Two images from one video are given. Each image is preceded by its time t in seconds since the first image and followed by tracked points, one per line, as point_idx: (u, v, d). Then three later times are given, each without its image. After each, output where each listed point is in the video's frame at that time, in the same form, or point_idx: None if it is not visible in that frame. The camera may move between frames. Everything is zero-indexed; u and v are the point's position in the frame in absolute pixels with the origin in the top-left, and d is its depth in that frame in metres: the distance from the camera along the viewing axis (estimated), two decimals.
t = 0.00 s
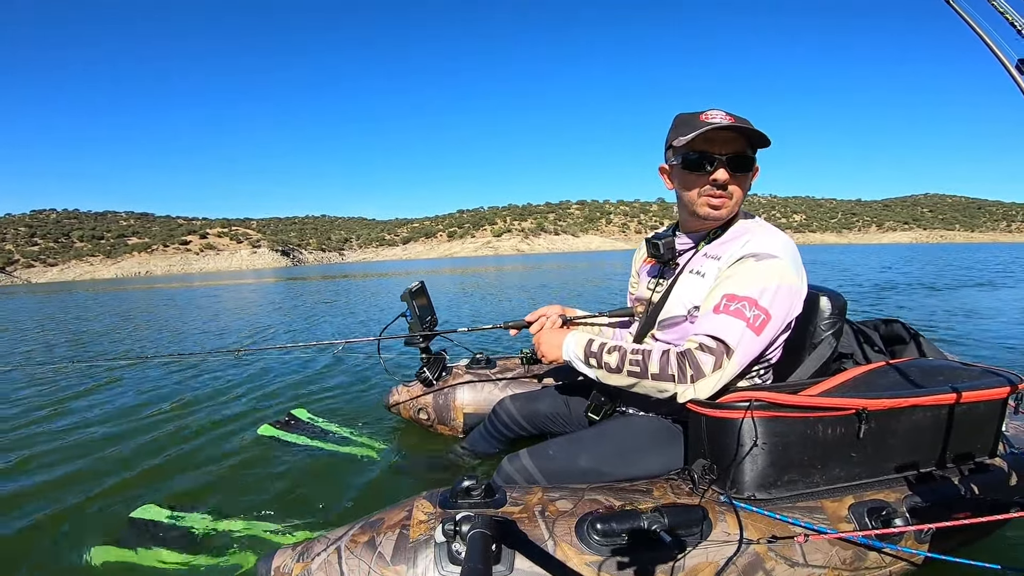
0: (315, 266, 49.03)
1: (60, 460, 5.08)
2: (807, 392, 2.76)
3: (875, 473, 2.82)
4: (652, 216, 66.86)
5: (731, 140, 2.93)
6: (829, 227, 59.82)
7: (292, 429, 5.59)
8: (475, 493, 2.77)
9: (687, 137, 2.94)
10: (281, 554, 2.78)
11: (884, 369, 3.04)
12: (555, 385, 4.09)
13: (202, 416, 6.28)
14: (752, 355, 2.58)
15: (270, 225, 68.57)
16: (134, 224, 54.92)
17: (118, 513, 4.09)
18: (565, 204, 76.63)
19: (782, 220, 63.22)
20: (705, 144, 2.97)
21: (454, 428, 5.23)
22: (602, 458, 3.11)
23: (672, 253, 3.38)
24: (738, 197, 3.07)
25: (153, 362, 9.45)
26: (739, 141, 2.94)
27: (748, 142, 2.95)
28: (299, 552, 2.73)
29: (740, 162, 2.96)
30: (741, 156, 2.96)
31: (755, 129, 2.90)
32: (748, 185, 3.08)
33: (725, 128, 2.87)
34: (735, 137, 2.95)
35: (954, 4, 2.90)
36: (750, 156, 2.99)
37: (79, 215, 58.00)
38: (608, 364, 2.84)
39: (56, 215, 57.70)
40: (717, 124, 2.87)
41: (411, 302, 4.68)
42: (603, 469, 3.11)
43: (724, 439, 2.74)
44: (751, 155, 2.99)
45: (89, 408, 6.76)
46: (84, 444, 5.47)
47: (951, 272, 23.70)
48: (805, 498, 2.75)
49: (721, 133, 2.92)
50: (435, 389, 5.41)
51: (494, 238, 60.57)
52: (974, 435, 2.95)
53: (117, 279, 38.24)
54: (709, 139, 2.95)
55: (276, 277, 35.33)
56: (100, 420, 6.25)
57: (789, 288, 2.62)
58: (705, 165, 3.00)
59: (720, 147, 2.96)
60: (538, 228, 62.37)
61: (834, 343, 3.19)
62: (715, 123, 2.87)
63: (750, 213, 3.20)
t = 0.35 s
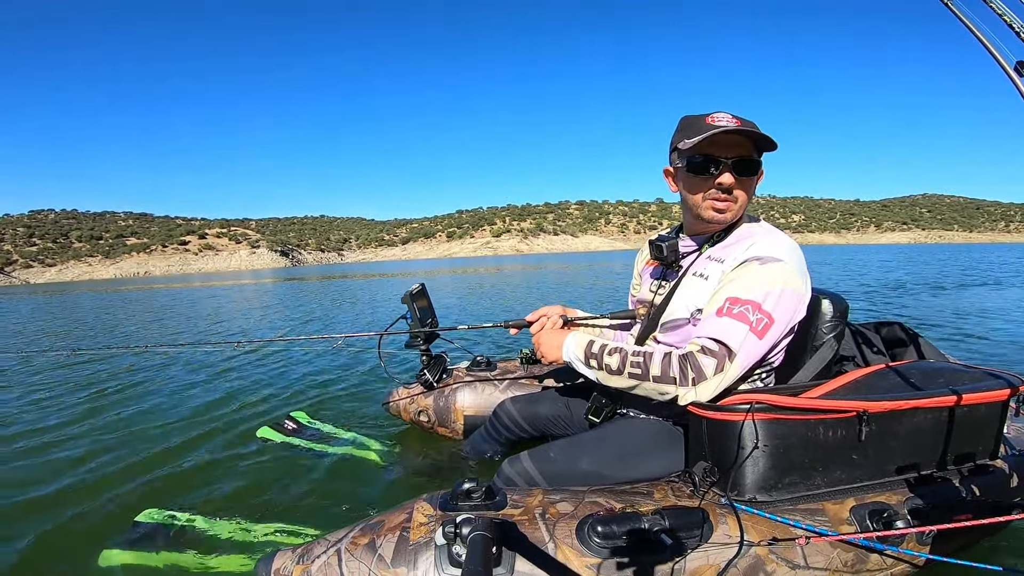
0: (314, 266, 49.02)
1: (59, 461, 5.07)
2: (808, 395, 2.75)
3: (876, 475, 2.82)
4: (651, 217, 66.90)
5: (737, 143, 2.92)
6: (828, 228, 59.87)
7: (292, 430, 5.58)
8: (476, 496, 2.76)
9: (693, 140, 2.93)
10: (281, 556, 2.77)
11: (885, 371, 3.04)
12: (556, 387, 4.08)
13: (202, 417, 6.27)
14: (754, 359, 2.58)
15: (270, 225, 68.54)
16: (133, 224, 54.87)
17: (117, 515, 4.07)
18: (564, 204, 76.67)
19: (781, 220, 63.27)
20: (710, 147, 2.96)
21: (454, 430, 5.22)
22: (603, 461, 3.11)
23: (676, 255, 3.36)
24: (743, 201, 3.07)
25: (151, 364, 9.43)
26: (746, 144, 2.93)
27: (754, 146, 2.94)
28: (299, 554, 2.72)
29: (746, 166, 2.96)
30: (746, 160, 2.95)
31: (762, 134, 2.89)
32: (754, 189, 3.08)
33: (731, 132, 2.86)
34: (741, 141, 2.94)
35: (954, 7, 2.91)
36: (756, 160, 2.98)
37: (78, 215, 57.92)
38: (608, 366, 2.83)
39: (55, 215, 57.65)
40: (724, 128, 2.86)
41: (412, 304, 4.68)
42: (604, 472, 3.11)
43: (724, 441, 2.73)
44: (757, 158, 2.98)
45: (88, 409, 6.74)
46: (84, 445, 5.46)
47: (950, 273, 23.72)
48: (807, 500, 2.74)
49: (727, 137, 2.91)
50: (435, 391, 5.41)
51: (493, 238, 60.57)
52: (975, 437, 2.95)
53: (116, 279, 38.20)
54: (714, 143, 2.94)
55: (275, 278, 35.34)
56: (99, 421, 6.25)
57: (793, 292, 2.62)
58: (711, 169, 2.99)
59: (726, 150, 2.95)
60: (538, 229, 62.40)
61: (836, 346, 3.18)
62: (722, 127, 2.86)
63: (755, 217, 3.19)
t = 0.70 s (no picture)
0: (314, 267, 49.04)
1: (59, 461, 5.07)
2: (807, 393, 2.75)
3: (875, 474, 2.82)
4: (650, 217, 66.98)
5: (730, 142, 2.92)
6: (828, 228, 59.90)
7: (292, 429, 5.58)
8: (476, 494, 2.77)
9: (686, 140, 2.93)
10: (281, 555, 2.77)
11: (885, 371, 3.04)
12: (556, 385, 4.08)
13: (202, 417, 6.27)
14: (752, 357, 2.58)
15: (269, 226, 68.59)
16: (133, 225, 54.87)
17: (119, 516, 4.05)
18: (564, 205, 76.76)
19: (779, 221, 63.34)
20: (704, 146, 2.96)
21: (454, 429, 5.23)
22: (603, 459, 3.11)
23: (673, 254, 3.37)
24: (738, 199, 3.07)
25: (151, 365, 9.43)
26: (739, 142, 2.93)
27: (748, 143, 2.94)
28: (300, 552, 2.72)
29: (740, 164, 2.96)
30: (741, 158, 2.95)
31: (755, 131, 2.89)
32: (749, 187, 3.08)
33: (724, 131, 2.86)
34: (734, 139, 2.94)
35: (956, 5, 2.91)
36: (750, 157, 2.98)
37: (78, 216, 57.95)
38: (607, 366, 2.83)
39: (55, 215, 57.66)
40: (717, 127, 2.86)
41: (411, 303, 4.68)
42: (604, 470, 3.11)
43: (724, 440, 2.74)
44: (751, 156, 2.98)
45: (87, 409, 6.75)
46: (84, 444, 5.47)
47: (950, 273, 23.73)
48: (806, 499, 2.74)
49: (720, 135, 2.91)
50: (435, 390, 5.41)
51: (493, 239, 60.61)
52: (974, 436, 2.95)
53: (116, 279, 38.24)
54: (708, 142, 2.94)
55: (275, 278, 35.42)
56: (100, 420, 6.25)
57: (790, 289, 2.62)
58: (705, 168, 2.99)
59: (719, 149, 2.95)
60: (537, 230, 62.48)
61: (836, 345, 3.17)
62: (715, 127, 2.86)
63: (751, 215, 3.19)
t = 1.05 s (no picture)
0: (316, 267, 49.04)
1: (59, 461, 5.07)
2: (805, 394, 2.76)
3: (874, 474, 2.82)
4: (651, 217, 67.03)
5: (729, 143, 2.93)
6: (828, 228, 59.93)
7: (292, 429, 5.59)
8: (475, 496, 2.77)
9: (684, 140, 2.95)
10: (279, 556, 2.77)
11: (883, 371, 3.04)
12: (556, 386, 4.09)
13: (202, 417, 6.27)
14: (751, 359, 2.58)
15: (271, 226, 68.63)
16: (134, 225, 54.90)
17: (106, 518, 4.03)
18: (565, 205, 76.83)
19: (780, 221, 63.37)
20: (703, 147, 2.97)
21: (452, 430, 5.23)
22: (602, 460, 3.11)
23: (672, 256, 3.39)
24: (737, 201, 3.07)
25: (151, 365, 9.43)
26: (738, 143, 2.94)
27: (747, 145, 2.94)
28: (298, 554, 2.72)
29: (739, 166, 2.96)
30: (739, 160, 2.95)
31: (754, 133, 2.90)
32: (748, 189, 3.08)
33: (722, 131, 2.87)
34: (734, 141, 2.95)
35: (954, 7, 2.92)
36: (749, 159, 2.98)
37: (79, 216, 57.95)
38: (606, 368, 2.83)
39: (56, 216, 57.66)
40: (716, 129, 2.87)
41: (410, 305, 4.68)
42: (602, 471, 3.11)
43: (723, 441, 2.74)
44: (750, 158, 2.98)
45: (87, 409, 6.75)
46: (86, 445, 5.47)
47: (951, 273, 23.76)
48: (805, 499, 2.75)
49: (719, 136, 2.92)
50: (434, 391, 5.41)
51: (494, 239, 60.60)
52: (973, 435, 2.95)
53: (118, 279, 38.28)
54: (706, 143, 2.95)
55: (276, 278, 35.47)
56: (101, 421, 6.25)
57: (789, 290, 2.63)
58: (704, 169, 3.00)
59: (718, 151, 2.95)
60: (539, 230, 62.57)
61: (834, 346, 3.18)
62: (713, 128, 2.87)
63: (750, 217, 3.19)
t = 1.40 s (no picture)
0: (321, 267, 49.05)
1: (59, 460, 5.09)
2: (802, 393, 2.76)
3: (870, 474, 2.83)
4: (654, 217, 66.99)
5: (724, 143, 2.94)
6: (832, 228, 59.86)
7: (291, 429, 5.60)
8: (472, 495, 2.78)
9: (680, 140, 2.96)
10: (277, 556, 2.78)
11: (879, 371, 3.05)
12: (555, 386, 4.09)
13: (203, 416, 6.29)
14: (748, 358, 2.59)
15: (275, 226, 68.73)
16: (139, 224, 55.01)
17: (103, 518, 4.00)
18: (568, 205, 76.82)
19: (783, 221, 63.33)
20: (699, 147, 2.98)
21: (450, 430, 5.23)
22: (599, 459, 3.12)
23: (669, 256, 3.41)
24: (733, 200, 3.07)
25: (154, 364, 9.43)
26: (733, 143, 2.95)
27: (742, 146, 2.96)
28: (295, 554, 2.73)
29: (734, 165, 2.97)
30: (735, 160, 2.96)
31: (749, 133, 2.91)
32: (743, 189, 3.09)
33: (717, 131, 2.88)
34: (729, 140, 2.96)
35: (950, 7, 2.93)
36: (745, 159, 3.00)
37: (85, 216, 58.02)
38: (602, 369, 2.84)
39: (62, 216, 57.76)
40: (711, 128, 2.89)
41: (408, 305, 4.69)
42: (599, 470, 3.12)
43: (720, 440, 2.75)
44: (746, 158, 2.99)
45: (88, 409, 6.76)
46: (87, 444, 5.48)
47: (958, 274, 23.69)
48: (802, 499, 2.76)
49: (714, 137, 2.93)
50: (431, 391, 5.41)
51: (498, 239, 60.57)
52: (970, 436, 2.96)
53: (123, 279, 38.37)
54: (702, 143, 2.96)
55: (281, 277, 35.55)
56: (103, 420, 6.27)
57: (785, 290, 2.63)
58: (700, 168, 3.01)
59: (714, 151, 2.97)
60: (542, 230, 62.63)
61: (830, 347, 3.18)
62: (709, 128, 2.89)
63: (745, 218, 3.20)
